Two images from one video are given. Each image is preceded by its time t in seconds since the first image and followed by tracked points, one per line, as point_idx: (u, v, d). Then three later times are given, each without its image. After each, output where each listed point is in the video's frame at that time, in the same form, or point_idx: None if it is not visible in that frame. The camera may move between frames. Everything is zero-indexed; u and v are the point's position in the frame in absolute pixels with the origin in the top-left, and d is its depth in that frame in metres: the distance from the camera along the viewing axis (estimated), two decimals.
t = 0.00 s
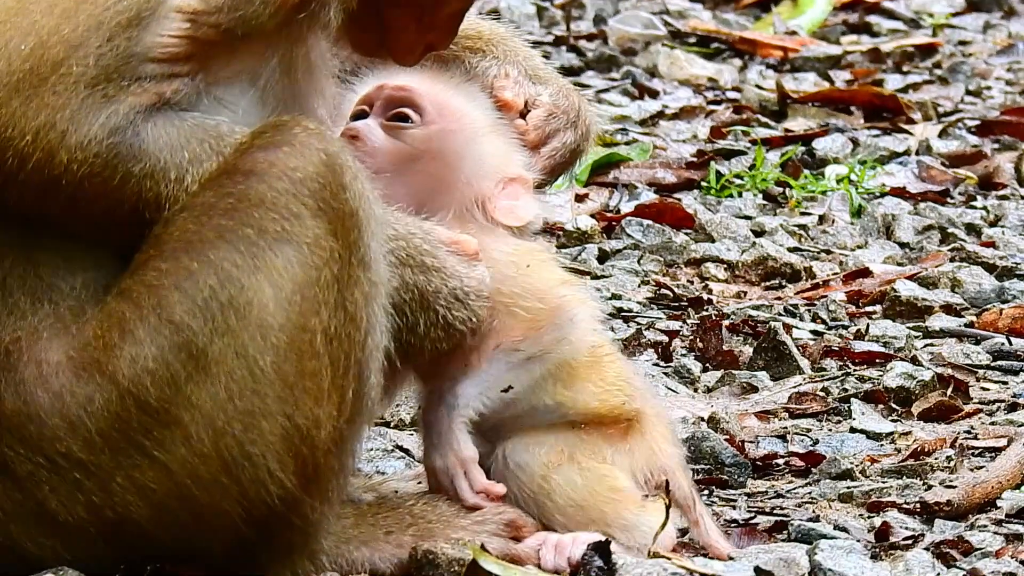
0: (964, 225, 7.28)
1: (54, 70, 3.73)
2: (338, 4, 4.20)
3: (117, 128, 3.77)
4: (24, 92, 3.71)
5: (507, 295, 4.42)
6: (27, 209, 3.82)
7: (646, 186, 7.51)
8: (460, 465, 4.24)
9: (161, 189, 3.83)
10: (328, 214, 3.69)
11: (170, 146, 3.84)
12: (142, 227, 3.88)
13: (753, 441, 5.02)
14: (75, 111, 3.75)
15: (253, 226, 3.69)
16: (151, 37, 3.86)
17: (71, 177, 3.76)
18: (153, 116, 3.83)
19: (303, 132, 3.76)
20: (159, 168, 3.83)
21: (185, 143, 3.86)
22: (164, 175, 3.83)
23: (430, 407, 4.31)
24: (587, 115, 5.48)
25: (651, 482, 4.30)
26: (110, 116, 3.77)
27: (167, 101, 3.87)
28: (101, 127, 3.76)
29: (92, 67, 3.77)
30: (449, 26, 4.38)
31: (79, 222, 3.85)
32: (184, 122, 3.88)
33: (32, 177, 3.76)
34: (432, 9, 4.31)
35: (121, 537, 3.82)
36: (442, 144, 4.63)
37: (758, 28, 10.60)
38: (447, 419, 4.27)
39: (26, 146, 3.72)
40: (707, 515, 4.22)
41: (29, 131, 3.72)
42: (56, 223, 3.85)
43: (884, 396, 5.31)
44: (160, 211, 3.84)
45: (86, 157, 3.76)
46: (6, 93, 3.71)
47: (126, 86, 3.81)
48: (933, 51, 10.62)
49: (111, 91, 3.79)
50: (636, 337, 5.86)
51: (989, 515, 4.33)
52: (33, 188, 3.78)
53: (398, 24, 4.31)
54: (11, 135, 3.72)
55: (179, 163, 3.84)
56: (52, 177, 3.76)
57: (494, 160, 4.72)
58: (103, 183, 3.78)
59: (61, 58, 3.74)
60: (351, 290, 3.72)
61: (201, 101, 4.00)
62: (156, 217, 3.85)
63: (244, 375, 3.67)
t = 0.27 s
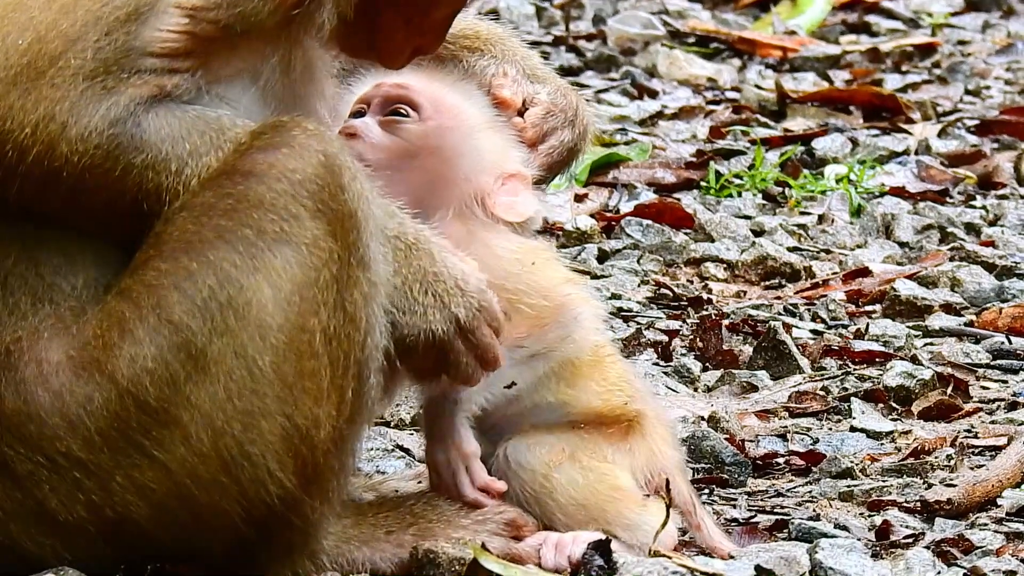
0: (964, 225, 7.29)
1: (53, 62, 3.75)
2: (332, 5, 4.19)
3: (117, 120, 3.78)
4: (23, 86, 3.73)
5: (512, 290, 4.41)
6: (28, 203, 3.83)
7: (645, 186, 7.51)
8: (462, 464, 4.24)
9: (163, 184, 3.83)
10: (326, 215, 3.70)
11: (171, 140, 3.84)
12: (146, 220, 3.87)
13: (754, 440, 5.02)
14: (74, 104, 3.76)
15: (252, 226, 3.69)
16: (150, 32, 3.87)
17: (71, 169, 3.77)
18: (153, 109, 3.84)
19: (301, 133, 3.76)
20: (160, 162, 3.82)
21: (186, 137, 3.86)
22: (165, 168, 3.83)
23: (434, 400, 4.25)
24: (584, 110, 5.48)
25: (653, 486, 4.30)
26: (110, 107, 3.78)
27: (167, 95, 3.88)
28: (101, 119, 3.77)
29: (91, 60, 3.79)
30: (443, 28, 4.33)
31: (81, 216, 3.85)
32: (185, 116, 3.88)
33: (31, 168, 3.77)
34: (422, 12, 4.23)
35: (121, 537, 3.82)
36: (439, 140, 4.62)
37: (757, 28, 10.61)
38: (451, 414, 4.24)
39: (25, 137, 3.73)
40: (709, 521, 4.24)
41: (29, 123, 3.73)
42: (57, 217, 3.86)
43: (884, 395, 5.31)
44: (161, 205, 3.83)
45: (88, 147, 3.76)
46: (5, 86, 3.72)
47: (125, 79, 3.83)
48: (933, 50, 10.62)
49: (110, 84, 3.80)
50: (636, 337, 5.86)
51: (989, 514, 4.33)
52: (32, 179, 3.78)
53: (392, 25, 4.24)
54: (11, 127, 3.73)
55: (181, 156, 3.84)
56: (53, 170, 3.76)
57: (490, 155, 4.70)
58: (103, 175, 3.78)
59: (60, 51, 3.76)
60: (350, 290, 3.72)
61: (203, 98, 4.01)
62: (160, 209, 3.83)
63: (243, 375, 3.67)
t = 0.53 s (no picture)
0: (962, 224, 7.29)
1: (55, 62, 3.75)
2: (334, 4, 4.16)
3: (119, 121, 3.79)
4: (25, 87, 3.72)
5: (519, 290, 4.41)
6: (29, 204, 3.81)
7: (644, 185, 7.51)
8: (462, 462, 4.24)
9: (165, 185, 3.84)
10: (325, 214, 3.70)
11: (172, 141, 3.85)
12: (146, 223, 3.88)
13: (752, 440, 5.02)
14: (76, 105, 3.77)
15: (251, 225, 3.69)
16: (152, 32, 3.88)
17: (72, 172, 3.77)
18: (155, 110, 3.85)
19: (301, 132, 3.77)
20: (162, 163, 3.84)
21: (187, 137, 3.87)
22: (167, 169, 3.84)
23: (437, 398, 4.27)
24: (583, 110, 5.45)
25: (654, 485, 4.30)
26: (112, 109, 3.79)
27: (168, 95, 3.89)
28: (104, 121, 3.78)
29: (94, 61, 3.79)
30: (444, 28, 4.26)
31: (80, 215, 3.84)
32: (185, 116, 3.90)
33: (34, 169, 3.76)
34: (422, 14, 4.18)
35: (120, 536, 3.82)
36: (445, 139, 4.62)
37: (755, 27, 10.62)
38: (454, 410, 4.26)
39: (28, 137, 3.73)
40: (706, 524, 4.25)
41: (31, 124, 3.73)
42: (57, 217, 3.85)
43: (883, 395, 5.32)
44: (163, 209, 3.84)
45: (88, 151, 3.77)
46: (7, 86, 3.72)
47: (127, 79, 3.84)
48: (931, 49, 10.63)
49: (113, 85, 3.81)
50: (634, 336, 5.85)
51: (988, 513, 4.33)
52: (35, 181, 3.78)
53: (392, 25, 4.20)
54: (14, 128, 3.73)
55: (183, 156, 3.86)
56: (55, 172, 3.76)
57: (493, 155, 4.71)
58: (105, 176, 3.79)
59: (62, 52, 3.76)
60: (349, 288, 3.74)
61: (205, 98, 4.03)
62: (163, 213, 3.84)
63: (242, 373, 3.67)
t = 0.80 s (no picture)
0: (961, 223, 7.29)
1: (57, 63, 3.67)
2: None
3: (122, 120, 3.71)
4: (27, 90, 3.66)
5: (518, 296, 4.37)
6: (33, 205, 3.78)
7: (643, 184, 7.50)
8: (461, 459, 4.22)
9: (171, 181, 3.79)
10: (325, 212, 3.70)
11: (177, 134, 3.77)
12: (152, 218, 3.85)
13: (751, 438, 5.01)
14: (78, 104, 3.70)
15: (251, 223, 3.68)
16: (152, 30, 3.79)
17: (79, 173, 3.72)
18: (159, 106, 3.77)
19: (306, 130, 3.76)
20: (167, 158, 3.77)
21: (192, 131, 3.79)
22: (173, 163, 3.78)
23: (434, 401, 4.27)
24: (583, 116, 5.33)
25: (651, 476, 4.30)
26: (117, 106, 3.72)
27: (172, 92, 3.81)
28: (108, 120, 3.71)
29: (95, 61, 3.71)
30: (469, 20, 4.23)
31: (80, 211, 3.80)
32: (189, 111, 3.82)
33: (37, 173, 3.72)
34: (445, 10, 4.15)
35: (119, 533, 3.80)
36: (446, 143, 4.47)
37: (754, 26, 10.62)
38: (452, 411, 4.23)
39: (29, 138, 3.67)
40: (703, 523, 4.25)
41: (35, 126, 3.67)
42: (56, 215, 3.81)
43: (882, 393, 5.33)
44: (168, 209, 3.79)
45: (92, 150, 3.71)
46: (8, 90, 3.65)
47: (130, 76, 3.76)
48: (930, 48, 10.62)
49: (115, 82, 3.73)
50: (633, 334, 5.84)
51: (987, 511, 4.33)
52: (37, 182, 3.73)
53: (416, 24, 4.17)
54: (17, 132, 3.66)
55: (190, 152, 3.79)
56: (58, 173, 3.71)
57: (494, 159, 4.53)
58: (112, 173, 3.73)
59: (62, 56, 3.68)
60: (348, 286, 3.74)
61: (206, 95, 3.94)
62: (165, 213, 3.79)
63: (242, 370, 3.66)
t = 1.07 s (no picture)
0: (961, 223, 7.29)
1: (86, 57, 3.58)
2: None
3: (154, 96, 3.59)
4: (54, 93, 3.55)
5: (513, 299, 4.38)
6: (72, 203, 3.67)
7: (643, 184, 7.50)
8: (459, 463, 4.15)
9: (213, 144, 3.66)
10: (334, 208, 3.61)
11: (214, 95, 3.66)
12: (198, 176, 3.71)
13: (751, 438, 5.01)
14: (107, 88, 3.58)
15: (260, 217, 3.58)
16: (169, 12, 3.68)
17: (122, 157, 3.60)
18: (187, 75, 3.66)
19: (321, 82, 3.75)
20: (203, 125, 3.64)
21: (227, 93, 3.67)
22: (214, 123, 3.65)
23: (430, 399, 4.21)
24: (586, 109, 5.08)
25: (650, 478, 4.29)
26: (146, 83, 3.60)
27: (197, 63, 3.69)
28: (142, 100, 3.58)
29: (116, 48, 3.61)
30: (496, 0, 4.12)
31: (90, 200, 3.68)
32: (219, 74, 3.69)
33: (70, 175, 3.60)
34: None
35: (121, 530, 3.70)
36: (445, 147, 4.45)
37: (754, 25, 10.63)
38: (447, 412, 4.17)
39: (63, 137, 3.56)
40: (703, 522, 4.22)
41: (71, 122, 3.56)
42: (60, 209, 3.69)
43: (883, 393, 5.33)
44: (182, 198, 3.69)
45: (127, 130, 3.59)
46: (35, 95, 3.54)
47: (152, 52, 3.64)
48: (930, 48, 10.62)
49: (138, 61, 3.62)
50: (633, 335, 5.83)
51: (987, 511, 4.33)
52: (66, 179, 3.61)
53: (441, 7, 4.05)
54: (54, 135, 3.55)
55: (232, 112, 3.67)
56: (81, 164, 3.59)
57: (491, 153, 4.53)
58: (159, 150, 3.62)
59: (83, 51, 3.59)
60: (355, 284, 3.67)
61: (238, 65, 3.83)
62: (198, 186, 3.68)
63: (251, 365, 3.58)
